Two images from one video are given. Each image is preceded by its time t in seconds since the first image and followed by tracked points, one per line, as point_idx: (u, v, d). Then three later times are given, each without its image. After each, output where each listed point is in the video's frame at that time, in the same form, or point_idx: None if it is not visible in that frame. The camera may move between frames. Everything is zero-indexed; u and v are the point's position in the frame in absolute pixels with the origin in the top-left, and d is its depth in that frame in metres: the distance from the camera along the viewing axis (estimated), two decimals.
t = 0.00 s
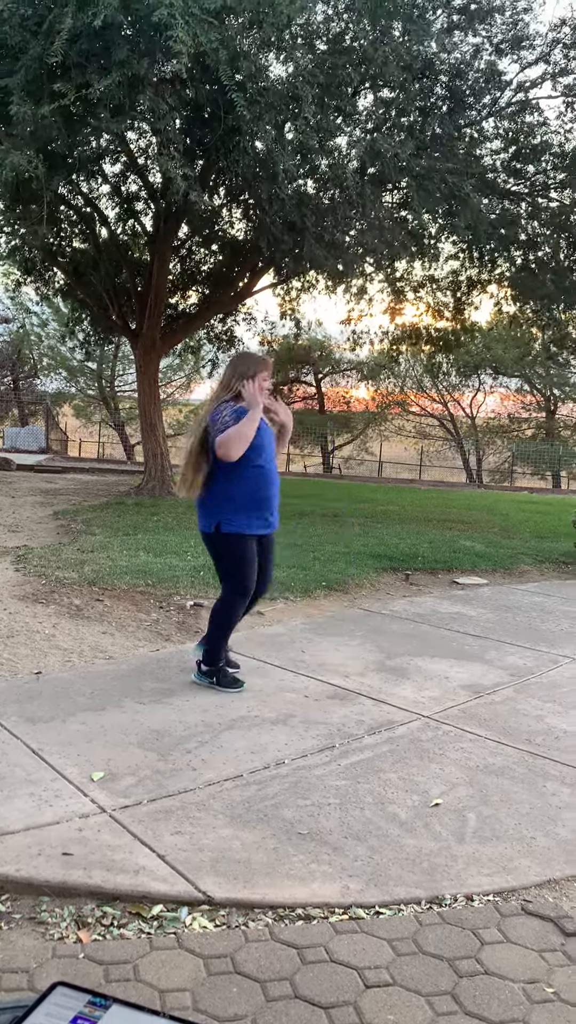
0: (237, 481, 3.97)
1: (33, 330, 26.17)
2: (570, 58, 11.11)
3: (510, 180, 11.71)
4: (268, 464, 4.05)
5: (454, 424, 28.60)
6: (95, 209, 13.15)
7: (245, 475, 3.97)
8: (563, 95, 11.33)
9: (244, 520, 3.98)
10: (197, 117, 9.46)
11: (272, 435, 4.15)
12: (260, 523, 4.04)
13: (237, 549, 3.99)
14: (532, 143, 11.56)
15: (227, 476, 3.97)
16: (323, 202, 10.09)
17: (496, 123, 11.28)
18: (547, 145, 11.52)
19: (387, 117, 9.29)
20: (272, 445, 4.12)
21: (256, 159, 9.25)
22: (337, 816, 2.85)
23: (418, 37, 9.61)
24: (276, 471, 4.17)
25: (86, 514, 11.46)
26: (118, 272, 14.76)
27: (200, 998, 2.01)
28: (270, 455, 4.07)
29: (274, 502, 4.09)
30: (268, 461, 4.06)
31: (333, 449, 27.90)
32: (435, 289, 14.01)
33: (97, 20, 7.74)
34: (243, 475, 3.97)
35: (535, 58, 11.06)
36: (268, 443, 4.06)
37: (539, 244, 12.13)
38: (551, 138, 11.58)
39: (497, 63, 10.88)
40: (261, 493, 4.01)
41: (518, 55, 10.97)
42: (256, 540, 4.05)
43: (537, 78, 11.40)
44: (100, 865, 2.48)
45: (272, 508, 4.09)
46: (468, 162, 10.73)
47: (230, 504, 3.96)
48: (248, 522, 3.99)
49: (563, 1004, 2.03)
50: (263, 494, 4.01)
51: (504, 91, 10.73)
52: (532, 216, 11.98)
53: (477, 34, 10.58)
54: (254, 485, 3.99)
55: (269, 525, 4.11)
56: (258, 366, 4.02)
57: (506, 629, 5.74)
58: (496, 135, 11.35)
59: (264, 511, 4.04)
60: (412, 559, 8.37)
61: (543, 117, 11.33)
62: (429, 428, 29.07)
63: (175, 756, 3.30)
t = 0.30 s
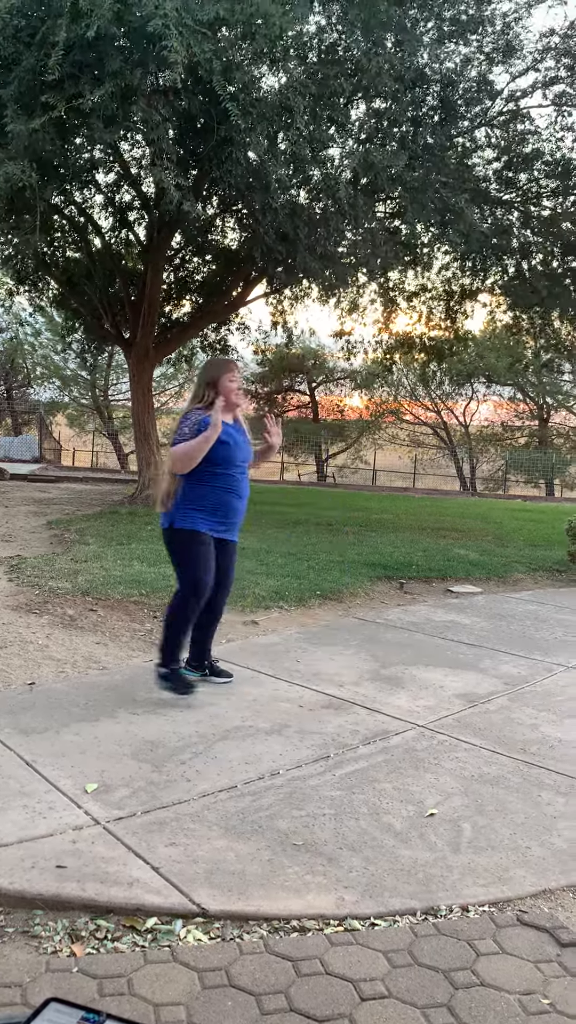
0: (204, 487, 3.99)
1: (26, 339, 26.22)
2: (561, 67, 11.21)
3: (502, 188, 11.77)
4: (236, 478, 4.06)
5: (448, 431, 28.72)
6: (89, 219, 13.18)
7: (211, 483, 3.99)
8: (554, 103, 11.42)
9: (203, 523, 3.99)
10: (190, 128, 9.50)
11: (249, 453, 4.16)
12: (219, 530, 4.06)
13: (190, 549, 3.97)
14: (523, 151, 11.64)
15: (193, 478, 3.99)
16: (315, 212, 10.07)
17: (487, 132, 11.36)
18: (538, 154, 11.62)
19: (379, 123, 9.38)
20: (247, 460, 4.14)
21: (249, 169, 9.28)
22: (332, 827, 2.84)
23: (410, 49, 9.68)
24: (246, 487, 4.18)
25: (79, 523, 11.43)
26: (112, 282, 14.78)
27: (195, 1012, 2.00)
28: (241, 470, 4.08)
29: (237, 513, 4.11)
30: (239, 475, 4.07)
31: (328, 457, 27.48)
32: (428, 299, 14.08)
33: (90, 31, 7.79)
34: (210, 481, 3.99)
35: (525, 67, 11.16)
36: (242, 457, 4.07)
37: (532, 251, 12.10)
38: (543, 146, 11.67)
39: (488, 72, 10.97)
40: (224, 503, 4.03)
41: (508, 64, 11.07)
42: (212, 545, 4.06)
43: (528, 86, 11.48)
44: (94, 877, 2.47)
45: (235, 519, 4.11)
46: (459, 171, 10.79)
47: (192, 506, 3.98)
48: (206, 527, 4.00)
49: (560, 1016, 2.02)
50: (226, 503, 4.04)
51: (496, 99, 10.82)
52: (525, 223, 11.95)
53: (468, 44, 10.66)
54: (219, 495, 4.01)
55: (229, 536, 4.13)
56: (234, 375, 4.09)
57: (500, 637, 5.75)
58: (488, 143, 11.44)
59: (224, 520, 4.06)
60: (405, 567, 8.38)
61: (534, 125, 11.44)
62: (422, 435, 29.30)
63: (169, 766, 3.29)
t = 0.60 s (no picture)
0: (139, 505, 3.95)
1: (20, 348, 26.25)
2: (553, 77, 11.28)
3: (496, 197, 11.82)
4: (173, 493, 3.96)
5: (442, 439, 28.80)
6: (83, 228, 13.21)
7: (146, 501, 3.94)
8: (547, 112, 11.49)
9: (138, 545, 3.95)
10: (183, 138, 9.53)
11: (193, 464, 4.04)
12: (159, 551, 3.98)
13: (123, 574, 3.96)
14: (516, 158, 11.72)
15: (129, 498, 3.96)
16: (308, 222, 10.09)
17: (480, 140, 11.42)
18: (532, 160, 11.72)
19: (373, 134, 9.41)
20: (189, 473, 4.01)
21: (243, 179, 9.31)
22: (328, 836, 2.84)
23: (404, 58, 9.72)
24: (192, 503, 4.06)
25: (74, 531, 11.43)
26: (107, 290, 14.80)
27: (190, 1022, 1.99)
28: (179, 484, 3.98)
29: (178, 531, 4.00)
30: (175, 491, 3.97)
31: (323, 465, 27.89)
32: (423, 306, 14.14)
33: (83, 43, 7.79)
34: (144, 500, 3.94)
35: (518, 76, 11.22)
36: (180, 469, 3.96)
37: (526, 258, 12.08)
38: (536, 154, 11.75)
39: (481, 80, 11.04)
40: (161, 522, 3.95)
41: (502, 72, 11.15)
42: (153, 568, 4.00)
43: (520, 94, 11.55)
44: (88, 888, 2.46)
45: (176, 537, 3.99)
46: (452, 179, 10.86)
47: (127, 527, 3.97)
48: (141, 549, 3.95)
49: None
50: (162, 522, 3.96)
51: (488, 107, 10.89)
52: (518, 231, 12.05)
53: (461, 53, 10.76)
54: (155, 513, 3.95)
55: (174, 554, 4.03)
56: (180, 380, 4.04)
57: (495, 645, 5.76)
58: (482, 151, 11.49)
59: (163, 538, 3.97)
60: (400, 575, 8.38)
61: (528, 134, 11.53)
62: (417, 443, 28.97)
63: (163, 776, 3.28)
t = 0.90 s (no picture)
0: (109, 503, 3.99)
1: (20, 353, 26.29)
2: (553, 82, 11.32)
3: (495, 200, 11.89)
4: (138, 488, 3.95)
5: (442, 443, 28.80)
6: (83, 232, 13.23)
7: (114, 497, 3.98)
8: (546, 117, 11.52)
9: (106, 541, 3.98)
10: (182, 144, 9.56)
11: (163, 457, 3.99)
12: (127, 548, 3.96)
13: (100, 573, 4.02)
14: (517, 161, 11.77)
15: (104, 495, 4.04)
16: (307, 227, 10.19)
17: (480, 143, 11.46)
18: (532, 163, 11.74)
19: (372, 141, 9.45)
20: (156, 468, 3.97)
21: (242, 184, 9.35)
22: (327, 840, 2.84)
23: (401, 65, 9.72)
24: (165, 499, 4.01)
25: (74, 535, 11.42)
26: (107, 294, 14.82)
27: None
28: (145, 480, 3.95)
29: (147, 527, 3.97)
30: (140, 487, 3.95)
31: (322, 467, 27.78)
32: (422, 311, 14.18)
33: (80, 51, 7.78)
34: (112, 495, 3.98)
35: (516, 81, 11.25)
36: (144, 461, 3.94)
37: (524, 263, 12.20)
38: (535, 158, 11.77)
39: (481, 85, 11.07)
40: (127, 517, 3.95)
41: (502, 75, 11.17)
42: (129, 566, 4.02)
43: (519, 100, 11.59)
44: (87, 892, 2.45)
45: (147, 533, 3.97)
46: (450, 184, 10.89)
47: (100, 525, 4.03)
48: (109, 546, 3.97)
49: None
50: (128, 517, 3.95)
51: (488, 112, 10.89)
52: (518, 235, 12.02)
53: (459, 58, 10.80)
54: (121, 509, 3.96)
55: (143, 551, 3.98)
56: (160, 375, 4.09)
57: (494, 649, 5.76)
58: (481, 155, 11.53)
59: (130, 535, 3.96)
60: (400, 579, 8.38)
61: (526, 139, 11.53)
62: (417, 448, 28.98)
63: (163, 780, 3.27)
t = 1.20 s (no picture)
0: (125, 505, 3.94)
1: (21, 355, 26.33)
2: (555, 89, 11.34)
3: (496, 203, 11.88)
4: (151, 490, 3.86)
5: (443, 444, 28.81)
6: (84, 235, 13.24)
7: (129, 498, 3.91)
8: (547, 122, 11.54)
9: (120, 542, 3.92)
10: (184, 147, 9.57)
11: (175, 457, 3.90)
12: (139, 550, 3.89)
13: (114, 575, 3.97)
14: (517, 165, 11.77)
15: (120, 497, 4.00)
16: (309, 229, 10.22)
17: (482, 146, 11.47)
18: (533, 167, 11.73)
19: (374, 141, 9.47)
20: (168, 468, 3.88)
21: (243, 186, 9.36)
22: (328, 843, 2.84)
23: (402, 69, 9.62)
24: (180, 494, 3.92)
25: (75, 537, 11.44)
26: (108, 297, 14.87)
27: None
28: (157, 481, 3.87)
29: (159, 528, 3.87)
30: (151, 487, 3.86)
31: (322, 470, 27.68)
32: (423, 313, 14.18)
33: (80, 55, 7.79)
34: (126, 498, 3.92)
35: (518, 84, 11.26)
36: (156, 462, 3.86)
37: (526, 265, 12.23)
38: (537, 161, 11.78)
39: (482, 88, 11.09)
40: (139, 519, 3.87)
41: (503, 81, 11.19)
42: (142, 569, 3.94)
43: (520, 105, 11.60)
44: (88, 895, 2.45)
45: (162, 530, 3.87)
46: (452, 186, 10.89)
47: (116, 526, 3.99)
48: (124, 547, 3.91)
49: None
50: (140, 519, 3.87)
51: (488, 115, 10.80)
52: (520, 238, 12.05)
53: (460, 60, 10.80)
54: (134, 510, 3.89)
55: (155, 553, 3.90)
56: (172, 377, 3.96)
57: (495, 651, 5.76)
58: (482, 157, 11.53)
59: (143, 536, 3.88)
60: (401, 581, 8.37)
61: (527, 142, 11.52)
62: (418, 450, 28.98)
63: (164, 782, 3.27)
